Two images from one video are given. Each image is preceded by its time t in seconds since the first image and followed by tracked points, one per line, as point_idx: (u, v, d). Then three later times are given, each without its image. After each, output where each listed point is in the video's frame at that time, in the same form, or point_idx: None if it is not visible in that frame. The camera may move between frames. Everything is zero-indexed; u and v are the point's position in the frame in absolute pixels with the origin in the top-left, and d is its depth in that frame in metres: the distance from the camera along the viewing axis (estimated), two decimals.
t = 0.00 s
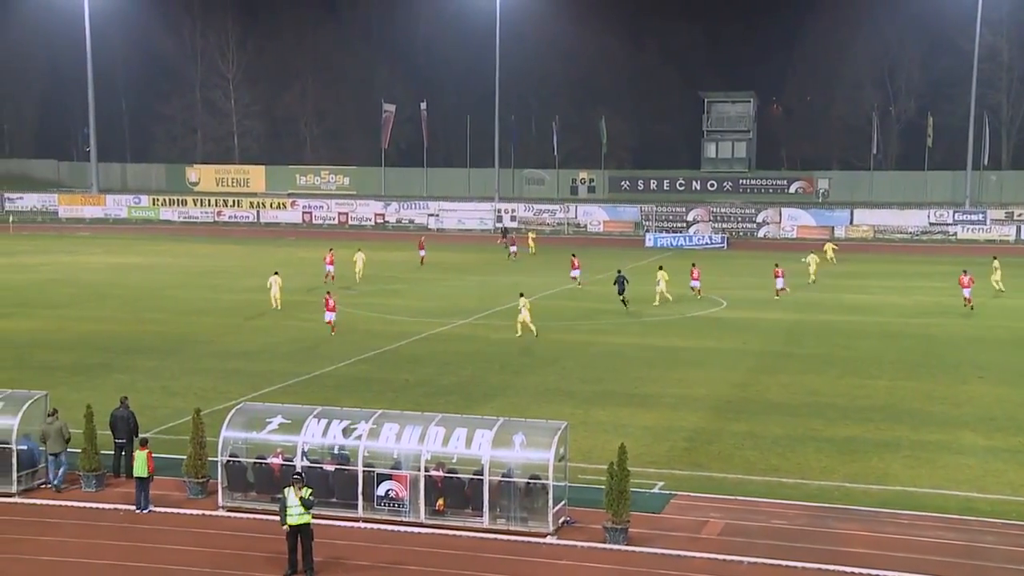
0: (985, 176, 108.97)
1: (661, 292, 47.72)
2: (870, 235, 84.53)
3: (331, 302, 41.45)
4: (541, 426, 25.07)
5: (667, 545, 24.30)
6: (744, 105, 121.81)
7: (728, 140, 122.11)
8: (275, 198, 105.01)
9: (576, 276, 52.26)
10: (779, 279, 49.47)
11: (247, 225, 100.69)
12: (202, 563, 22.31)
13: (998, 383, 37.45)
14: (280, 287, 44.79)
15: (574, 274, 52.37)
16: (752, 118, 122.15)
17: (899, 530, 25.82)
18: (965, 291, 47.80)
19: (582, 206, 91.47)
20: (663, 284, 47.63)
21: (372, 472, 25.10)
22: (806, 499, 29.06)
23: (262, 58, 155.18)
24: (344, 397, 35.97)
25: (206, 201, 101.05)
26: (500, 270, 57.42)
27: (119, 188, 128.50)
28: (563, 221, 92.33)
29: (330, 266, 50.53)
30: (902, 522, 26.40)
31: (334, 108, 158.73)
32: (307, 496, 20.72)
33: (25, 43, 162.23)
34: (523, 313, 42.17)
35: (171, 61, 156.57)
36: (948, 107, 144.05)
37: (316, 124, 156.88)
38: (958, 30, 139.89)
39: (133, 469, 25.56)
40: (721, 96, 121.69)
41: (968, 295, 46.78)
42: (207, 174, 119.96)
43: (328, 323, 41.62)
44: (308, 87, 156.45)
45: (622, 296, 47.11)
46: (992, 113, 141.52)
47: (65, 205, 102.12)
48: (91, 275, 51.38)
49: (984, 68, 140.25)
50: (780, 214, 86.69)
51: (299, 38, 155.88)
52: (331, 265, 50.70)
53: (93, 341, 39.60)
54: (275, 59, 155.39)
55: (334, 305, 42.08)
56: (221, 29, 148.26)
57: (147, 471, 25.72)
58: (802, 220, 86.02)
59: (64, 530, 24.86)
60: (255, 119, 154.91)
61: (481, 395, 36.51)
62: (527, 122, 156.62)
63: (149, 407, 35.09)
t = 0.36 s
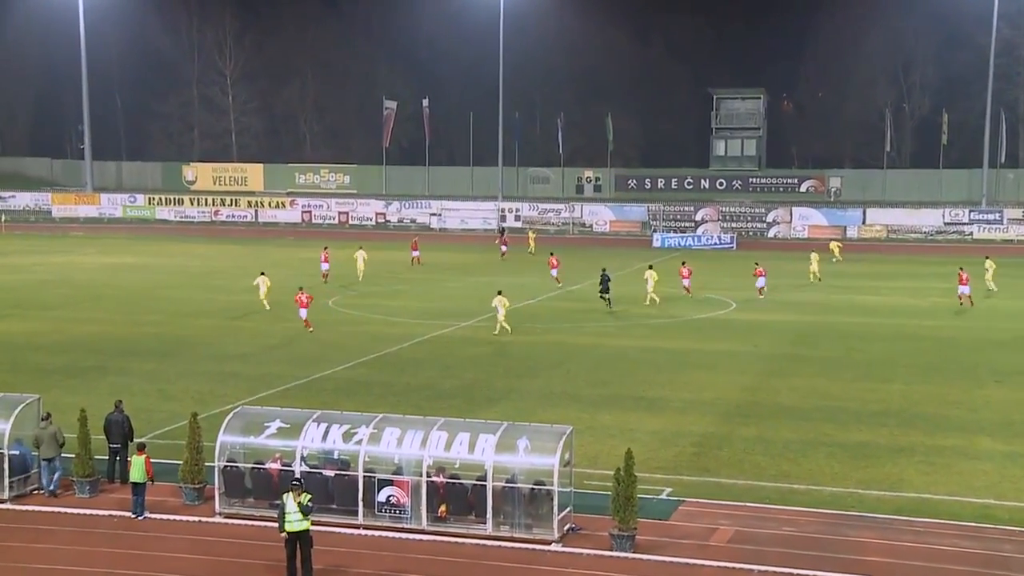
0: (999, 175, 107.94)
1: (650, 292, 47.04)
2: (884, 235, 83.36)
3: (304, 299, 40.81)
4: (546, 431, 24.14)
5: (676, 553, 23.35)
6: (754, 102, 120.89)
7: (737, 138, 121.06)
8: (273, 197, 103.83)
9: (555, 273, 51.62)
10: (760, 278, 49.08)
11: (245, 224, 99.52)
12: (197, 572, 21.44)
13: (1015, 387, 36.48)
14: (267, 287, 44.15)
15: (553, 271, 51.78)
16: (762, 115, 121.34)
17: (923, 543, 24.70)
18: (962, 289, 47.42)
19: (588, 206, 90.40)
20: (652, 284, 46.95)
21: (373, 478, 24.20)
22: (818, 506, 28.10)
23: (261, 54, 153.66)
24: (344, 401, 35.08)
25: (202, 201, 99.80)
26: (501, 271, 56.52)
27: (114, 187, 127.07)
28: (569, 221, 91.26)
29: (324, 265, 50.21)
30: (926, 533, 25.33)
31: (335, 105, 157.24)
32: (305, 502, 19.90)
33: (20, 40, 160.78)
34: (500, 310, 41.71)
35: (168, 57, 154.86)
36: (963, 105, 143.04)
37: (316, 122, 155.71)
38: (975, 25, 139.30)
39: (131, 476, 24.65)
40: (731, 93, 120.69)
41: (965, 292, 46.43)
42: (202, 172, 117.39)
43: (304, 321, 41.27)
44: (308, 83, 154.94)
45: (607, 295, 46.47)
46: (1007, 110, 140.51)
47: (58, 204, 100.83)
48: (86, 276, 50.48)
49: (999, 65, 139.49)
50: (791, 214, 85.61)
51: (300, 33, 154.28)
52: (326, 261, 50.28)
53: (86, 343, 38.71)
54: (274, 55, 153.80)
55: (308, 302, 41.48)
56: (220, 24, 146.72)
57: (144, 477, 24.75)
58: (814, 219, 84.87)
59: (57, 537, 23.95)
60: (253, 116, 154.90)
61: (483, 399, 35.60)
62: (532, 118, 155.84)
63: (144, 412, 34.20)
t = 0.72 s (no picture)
0: None
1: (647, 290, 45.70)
2: (910, 233, 81.64)
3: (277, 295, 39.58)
4: (557, 436, 22.76)
5: (693, 565, 22.01)
6: (773, 95, 119.20)
7: (756, 133, 119.40)
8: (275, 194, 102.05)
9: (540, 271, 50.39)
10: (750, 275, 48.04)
11: (245, 222, 97.85)
12: None
13: None
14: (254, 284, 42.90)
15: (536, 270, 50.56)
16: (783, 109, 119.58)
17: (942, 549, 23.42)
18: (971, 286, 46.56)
19: (601, 204, 88.85)
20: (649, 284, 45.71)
21: (377, 486, 22.86)
22: (841, 516, 26.68)
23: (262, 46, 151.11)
24: (346, 406, 33.75)
25: (201, 198, 98.16)
26: (508, 271, 55.04)
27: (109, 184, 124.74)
28: (580, 219, 89.46)
29: (323, 265, 49.36)
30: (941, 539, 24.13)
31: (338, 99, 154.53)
32: (308, 511, 18.67)
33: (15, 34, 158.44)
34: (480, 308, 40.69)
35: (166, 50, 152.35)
36: (992, 98, 141.33)
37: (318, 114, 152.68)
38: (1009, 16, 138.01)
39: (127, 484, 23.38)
40: (751, 87, 118.95)
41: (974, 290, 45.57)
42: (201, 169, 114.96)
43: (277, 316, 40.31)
44: (310, 76, 152.50)
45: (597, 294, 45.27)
46: None
47: (52, 202, 99.02)
48: (83, 276, 49.14)
49: None
50: (812, 211, 83.99)
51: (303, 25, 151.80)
52: (325, 262, 49.45)
53: (79, 346, 37.43)
54: (276, 47, 151.32)
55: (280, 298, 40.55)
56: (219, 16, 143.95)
57: (141, 485, 23.42)
58: (836, 218, 83.42)
59: (48, 546, 22.71)
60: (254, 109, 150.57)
61: (491, 405, 34.23)
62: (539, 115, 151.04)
63: (139, 417, 32.91)
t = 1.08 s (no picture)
0: None
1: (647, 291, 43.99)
2: (944, 231, 79.39)
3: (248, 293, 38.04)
4: (570, 446, 21.12)
5: None
6: (798, 86, 116.85)
7: (780, 126, 116.35)
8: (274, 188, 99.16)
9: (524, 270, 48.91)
10: (742, 274, 46.56)
11: (242, 220, 95.03)
12: None
13: None
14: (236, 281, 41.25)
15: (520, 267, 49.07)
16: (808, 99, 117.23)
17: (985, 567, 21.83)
18: (987, 286, 45.17)
19: (616, 201, 86.67)
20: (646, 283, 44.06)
21: (381, 497, 21.26)
22: (871, 531, 24.84)
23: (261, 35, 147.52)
24: (348, 413, 32.03)
25: (196, 195, 95.48)
26: (515, 272, 53.14)
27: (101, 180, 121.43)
28: (595, 216, 87.53)
29: (319, 261, 47.68)
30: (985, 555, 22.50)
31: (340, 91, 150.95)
32: (309, 523, 17.02)
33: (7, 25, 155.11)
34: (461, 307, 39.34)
35: (160, 40, 148.89)
36: None
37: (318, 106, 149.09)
38: None
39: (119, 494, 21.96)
40: (775, 77, 116.42)
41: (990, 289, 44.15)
42: (196, 162, 112.47)
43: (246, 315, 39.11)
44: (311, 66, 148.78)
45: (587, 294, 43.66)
46: None
47: (40, 198, 96.38)
48: (77, 277, 47.43)
49: None
50: (839, 209, 82.18)
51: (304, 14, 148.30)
52: (319, 258, 47.73)
53: (66, 349, 35.75)
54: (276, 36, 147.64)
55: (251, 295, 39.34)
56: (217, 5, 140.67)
57: (134, 495, 22.06)
58: (864, 215, 81.32)
59: (33, 561, 21.09)
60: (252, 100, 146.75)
61: (500, 412, 32.48)
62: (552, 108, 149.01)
63: (131, 424, 31.26)
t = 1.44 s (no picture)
0: None
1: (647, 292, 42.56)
2: (980, 230, 77.05)
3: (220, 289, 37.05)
4: (586, 454, 19.62)
5: None
6: (825, 78, 112.35)
7: (806, 119, 112.67)
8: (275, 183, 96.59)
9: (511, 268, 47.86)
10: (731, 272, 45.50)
11: (242, 218, 91.56)
12: None
13: None
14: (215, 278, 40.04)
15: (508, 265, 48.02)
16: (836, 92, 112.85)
17: None
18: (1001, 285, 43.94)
19: (634, 199, 83.62)
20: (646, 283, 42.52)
21: (387, 508, 19.70)
22: (905, 546, 23.14)
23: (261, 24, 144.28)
24: (352, 420, 30.51)
25: (194, 191, 92.50)
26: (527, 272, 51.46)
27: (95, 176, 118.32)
28: (611, 214, 84.70)
29: (313, 262, 46.38)
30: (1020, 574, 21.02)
31: (343, 83, 147.81)
32: (311, 537, 15.44)
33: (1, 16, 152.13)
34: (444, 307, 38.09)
35: (156, 31, 146.30)
36: None
37: (323, 99, 146.04)
38: None
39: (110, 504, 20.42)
40: (801, 68, 112.58)
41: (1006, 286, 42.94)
42: (194, 159, 107.67)
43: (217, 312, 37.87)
44: (314, 57, 145.89)
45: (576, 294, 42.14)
46: None
47: (31, 195, 93.91)
48: (71, 278, 45.81)
49: None
50: (868, 206, 79.51)
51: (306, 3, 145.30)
52: (314, 258, 46.34)
53: (57, 353, 34.23)
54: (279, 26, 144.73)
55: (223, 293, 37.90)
56: None
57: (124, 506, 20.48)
58: (895, 213, 79.10)
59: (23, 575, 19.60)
60: (252, 93, 142.40)
61: (512, 420, 30.92)
62: (568, 100, 147.84)
63: (125, 431, 29.71)
